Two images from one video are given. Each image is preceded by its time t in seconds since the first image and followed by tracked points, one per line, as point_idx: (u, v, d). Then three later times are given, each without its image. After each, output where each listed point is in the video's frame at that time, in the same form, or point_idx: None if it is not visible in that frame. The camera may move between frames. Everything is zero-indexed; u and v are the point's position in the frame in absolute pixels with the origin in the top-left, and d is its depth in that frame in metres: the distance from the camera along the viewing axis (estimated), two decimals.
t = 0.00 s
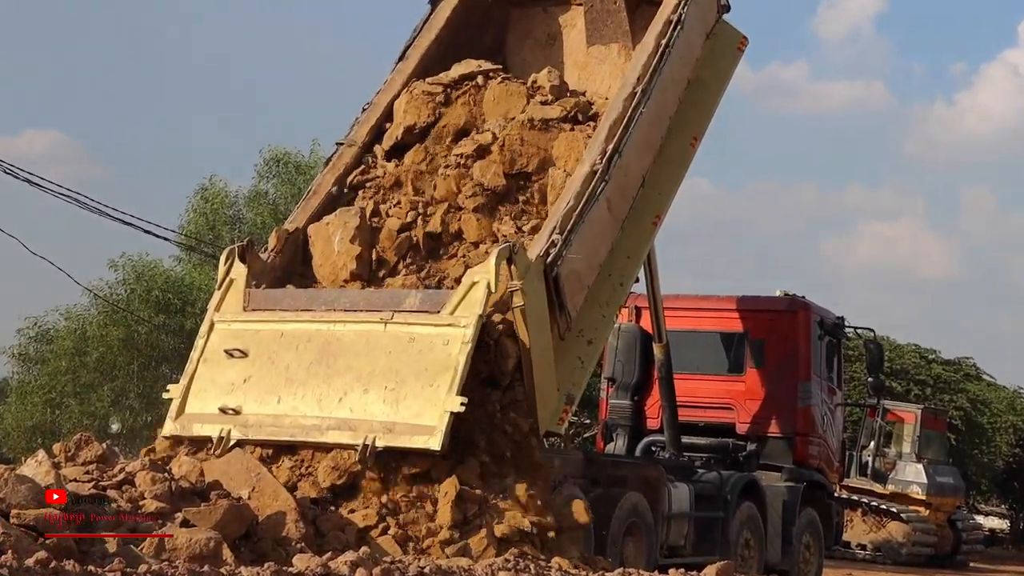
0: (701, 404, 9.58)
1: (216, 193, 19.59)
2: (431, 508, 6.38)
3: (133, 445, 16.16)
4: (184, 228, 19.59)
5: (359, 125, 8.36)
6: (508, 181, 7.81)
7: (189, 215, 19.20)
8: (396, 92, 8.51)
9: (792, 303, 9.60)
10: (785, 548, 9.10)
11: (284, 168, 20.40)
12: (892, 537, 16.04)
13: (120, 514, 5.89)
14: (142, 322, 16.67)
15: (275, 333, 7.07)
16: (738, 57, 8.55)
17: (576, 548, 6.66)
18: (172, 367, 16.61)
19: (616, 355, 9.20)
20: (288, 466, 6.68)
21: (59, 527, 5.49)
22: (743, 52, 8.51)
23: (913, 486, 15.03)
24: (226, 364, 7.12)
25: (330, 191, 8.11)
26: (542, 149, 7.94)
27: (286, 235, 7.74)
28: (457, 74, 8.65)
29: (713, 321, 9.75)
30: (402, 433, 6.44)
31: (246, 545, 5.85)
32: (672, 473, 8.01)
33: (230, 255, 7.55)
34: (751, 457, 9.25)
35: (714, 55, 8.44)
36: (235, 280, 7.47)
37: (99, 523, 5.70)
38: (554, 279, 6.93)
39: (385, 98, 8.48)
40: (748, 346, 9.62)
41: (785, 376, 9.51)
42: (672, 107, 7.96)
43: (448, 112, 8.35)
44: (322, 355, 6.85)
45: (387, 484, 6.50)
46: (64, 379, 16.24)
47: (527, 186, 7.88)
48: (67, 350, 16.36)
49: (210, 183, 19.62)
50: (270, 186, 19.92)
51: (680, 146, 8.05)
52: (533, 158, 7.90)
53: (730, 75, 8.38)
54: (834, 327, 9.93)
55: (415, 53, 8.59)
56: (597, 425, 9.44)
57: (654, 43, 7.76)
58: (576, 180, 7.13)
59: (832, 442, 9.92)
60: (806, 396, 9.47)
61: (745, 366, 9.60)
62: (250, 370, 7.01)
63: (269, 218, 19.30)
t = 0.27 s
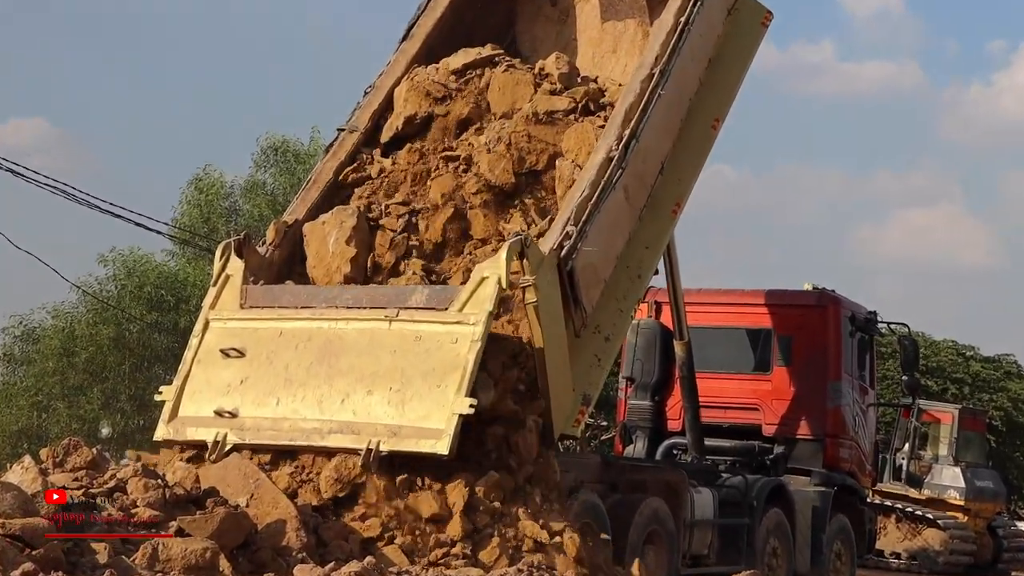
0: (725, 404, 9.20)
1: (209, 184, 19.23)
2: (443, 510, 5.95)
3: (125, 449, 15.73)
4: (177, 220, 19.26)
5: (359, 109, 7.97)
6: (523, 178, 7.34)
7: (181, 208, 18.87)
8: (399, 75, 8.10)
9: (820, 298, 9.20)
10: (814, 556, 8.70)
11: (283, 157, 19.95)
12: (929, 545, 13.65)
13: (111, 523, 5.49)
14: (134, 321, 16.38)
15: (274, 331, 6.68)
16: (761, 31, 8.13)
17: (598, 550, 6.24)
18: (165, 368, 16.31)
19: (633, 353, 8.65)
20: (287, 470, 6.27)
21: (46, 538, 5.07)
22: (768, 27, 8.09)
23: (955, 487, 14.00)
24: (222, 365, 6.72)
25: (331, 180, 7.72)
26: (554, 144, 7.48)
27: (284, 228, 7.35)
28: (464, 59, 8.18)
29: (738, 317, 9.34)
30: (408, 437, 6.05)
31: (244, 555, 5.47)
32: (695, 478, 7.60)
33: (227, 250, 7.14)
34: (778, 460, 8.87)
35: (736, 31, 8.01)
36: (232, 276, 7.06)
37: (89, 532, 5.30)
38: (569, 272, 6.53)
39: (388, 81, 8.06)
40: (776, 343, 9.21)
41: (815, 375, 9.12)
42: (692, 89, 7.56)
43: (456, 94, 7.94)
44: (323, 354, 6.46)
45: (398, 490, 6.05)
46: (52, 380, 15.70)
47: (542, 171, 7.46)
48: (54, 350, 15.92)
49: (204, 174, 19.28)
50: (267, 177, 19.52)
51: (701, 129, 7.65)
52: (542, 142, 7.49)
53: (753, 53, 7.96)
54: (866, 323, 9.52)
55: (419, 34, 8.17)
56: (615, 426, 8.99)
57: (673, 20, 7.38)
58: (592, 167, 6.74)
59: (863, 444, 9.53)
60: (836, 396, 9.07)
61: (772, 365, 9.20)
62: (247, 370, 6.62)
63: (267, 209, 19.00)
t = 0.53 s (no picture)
0: (746, 400, 8.86)
1: (204, 167, 18.89)
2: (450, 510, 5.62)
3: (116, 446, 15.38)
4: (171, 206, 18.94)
5: (362, 89, 7.61)
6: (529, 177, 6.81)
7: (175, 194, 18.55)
8: (403, 53, 7.73)
9: (847, 288, 8.87)
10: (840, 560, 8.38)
11: (281, 140, 19.58)
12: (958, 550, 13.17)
13: (101, 525, 5.17)
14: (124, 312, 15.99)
15: (271, 323, 6.35)
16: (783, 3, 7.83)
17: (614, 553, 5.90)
18: (157, 361, 16.02)
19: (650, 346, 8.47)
20: (285, 469, 5.96)
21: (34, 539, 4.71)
22: None
23: (988, 489, 13.77)
24: (216, 358, 6.38)
25: (332, 164, 7.38)
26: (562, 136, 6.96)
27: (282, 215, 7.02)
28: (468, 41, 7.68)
29: (760, 309, 9.00)
30: (411, 435, 5.71)
31: (239, 558, 5.15)
32: (713, 478, 7.26)
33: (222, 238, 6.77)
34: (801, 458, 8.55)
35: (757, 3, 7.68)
36: (227, 265, 6.71)
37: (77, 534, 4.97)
38: (581, 262, 6.19)
39: (391, 59, 7.70)
40: (799, 336, 8.89)
41: (841, 370, 8.79)
42: (710, 65, 7.23)
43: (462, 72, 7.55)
44: (323, 346, 6.12)
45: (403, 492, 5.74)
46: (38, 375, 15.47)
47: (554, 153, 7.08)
48: (41, 343, 15.56)
49: (198, 157, 18.96)
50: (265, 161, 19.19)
51: (720, 107, 7.32)
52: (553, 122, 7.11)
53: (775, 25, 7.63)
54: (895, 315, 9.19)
55: (424, 8, 7.81)
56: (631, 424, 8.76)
57: None
58: (605, 151, 6.40)
59: (891, 442, 9.19)
60: (862, 393, 8.75)
61: (795, 359, 8.87)
62: (243, 364, 6.28)
63: (263, 195, 18.66)
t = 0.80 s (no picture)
0: (761, 398, 8.79)
1: (211, 163, 18.85)
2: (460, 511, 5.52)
3: (122, 444, 15.32)
4: (177, 200, 18.90)
5: (371, 79, 7.47)
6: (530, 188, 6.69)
7: (181, 190, 18.53)
8: (412, 42, 7.59)
9: (863, 285, 8.79)
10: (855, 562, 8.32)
11: (287, 133, 19.49)
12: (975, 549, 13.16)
13: (105, 525, 5.10)
14: (129, 308, 16.02)
15: (277, 320, 6.26)
16: None
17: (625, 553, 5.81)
18: (161, 358, 15.99)
19: (663, 344, 8.52)
20: (293, 468, 5.88)
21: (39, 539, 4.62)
22: None
23: (1006, 488, 13.90)
24: (222, 355, 6.29)
25: (340, 157, 7.26)
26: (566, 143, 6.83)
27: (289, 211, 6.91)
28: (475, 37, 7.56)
29: (773, 305, 8.94)
30: (418, 434, 5.63)
31: (246, 558, 5.05)
32: (726, 477, 7.15)
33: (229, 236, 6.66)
34: (816, 457, 8.61)
35: None
36: (233, 261, 6.61)
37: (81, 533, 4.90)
38: (592, 258, 6.08)
39: (400, 49, 7.57)
40: (815, 333, 8.79)
41: (857, 367, 8.66)
42: (722, 56, 7.14)
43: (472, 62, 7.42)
44: (331, 344, 6.04)
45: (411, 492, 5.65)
46: (43, 373, 15.26)
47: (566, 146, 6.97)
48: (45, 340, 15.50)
49: (204, 152, 18.92)
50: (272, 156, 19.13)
51: (734, 98, 7.22)
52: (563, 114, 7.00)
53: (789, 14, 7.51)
54: (912, 312, 9.08)
55: None
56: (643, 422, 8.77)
57: None
58: (616, 144, 6.29)
59: (908, 442, 9.06)
60: (879, 390, 8.61)
61: (810, 356, 8.78)
62: (249, 362, 6.19)
63: (269, 189, 18.47)
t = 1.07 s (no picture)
0: (771, 395, 8.78)
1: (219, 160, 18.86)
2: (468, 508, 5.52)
3: (131, 441, 15.34)
4: (186, 197, 18.93)
5: (380, 75, 7.44)
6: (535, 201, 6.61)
7: (190, 187, 18.56)
8: (421, 39, 7.58)
9: (874, 283, 8.78)
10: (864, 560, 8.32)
11: (296, 131, 19.49)
12: (984, 548, 13.01)
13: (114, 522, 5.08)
14: (138, 306, 16.07)
15: (286, 318, 6.27)
16: None
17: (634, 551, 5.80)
18: (170, 355, 16.02)
19: (673, 341, 8.58)
20: (301, 465, 5.88)
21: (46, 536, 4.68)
22: None
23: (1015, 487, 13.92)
24: (231, 353, 6.30)
25: (348, 154, 7.22)
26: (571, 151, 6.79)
27: (299, 209, 6.92)
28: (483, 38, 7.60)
29: (783, 302, 8.93)
30: (427, 431, 5.63)
31: (256, 555, 5.06)
32: (736, 475, 7.16)
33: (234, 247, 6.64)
34: (825, 455, 8.58)
35: None
36: (243, 259, 6.60)
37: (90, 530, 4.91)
38: (601, 257, 6.08)
39: (409, 45, 7.55)
40: (825, 331, 8.79)
41: (866, 365, 8.68)
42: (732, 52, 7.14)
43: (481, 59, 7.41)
44: (340, 342, 6.04)
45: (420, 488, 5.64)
46: (52, 370, 15.30)
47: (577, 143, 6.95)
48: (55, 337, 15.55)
49: (213, 149, 18.92)
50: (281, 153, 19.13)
51: (743, 93, 7.21)
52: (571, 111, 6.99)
53: (799, 8, 7.51)
54: (922, 310, 9.08)
55: None
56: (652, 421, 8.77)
57: None
58: (626, 142, 6.30)
59: (917, 440, 9.04)
60: (888, 388, 8.62)
61: (819, 354, 8.77)
62: (258, 359, 6.19)
63: (279, 187, 18.62)
